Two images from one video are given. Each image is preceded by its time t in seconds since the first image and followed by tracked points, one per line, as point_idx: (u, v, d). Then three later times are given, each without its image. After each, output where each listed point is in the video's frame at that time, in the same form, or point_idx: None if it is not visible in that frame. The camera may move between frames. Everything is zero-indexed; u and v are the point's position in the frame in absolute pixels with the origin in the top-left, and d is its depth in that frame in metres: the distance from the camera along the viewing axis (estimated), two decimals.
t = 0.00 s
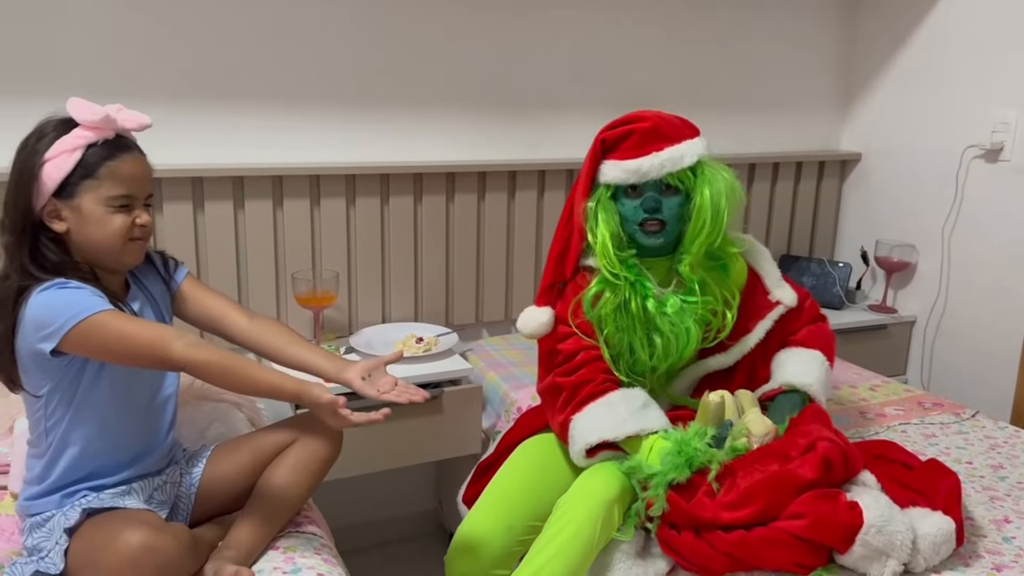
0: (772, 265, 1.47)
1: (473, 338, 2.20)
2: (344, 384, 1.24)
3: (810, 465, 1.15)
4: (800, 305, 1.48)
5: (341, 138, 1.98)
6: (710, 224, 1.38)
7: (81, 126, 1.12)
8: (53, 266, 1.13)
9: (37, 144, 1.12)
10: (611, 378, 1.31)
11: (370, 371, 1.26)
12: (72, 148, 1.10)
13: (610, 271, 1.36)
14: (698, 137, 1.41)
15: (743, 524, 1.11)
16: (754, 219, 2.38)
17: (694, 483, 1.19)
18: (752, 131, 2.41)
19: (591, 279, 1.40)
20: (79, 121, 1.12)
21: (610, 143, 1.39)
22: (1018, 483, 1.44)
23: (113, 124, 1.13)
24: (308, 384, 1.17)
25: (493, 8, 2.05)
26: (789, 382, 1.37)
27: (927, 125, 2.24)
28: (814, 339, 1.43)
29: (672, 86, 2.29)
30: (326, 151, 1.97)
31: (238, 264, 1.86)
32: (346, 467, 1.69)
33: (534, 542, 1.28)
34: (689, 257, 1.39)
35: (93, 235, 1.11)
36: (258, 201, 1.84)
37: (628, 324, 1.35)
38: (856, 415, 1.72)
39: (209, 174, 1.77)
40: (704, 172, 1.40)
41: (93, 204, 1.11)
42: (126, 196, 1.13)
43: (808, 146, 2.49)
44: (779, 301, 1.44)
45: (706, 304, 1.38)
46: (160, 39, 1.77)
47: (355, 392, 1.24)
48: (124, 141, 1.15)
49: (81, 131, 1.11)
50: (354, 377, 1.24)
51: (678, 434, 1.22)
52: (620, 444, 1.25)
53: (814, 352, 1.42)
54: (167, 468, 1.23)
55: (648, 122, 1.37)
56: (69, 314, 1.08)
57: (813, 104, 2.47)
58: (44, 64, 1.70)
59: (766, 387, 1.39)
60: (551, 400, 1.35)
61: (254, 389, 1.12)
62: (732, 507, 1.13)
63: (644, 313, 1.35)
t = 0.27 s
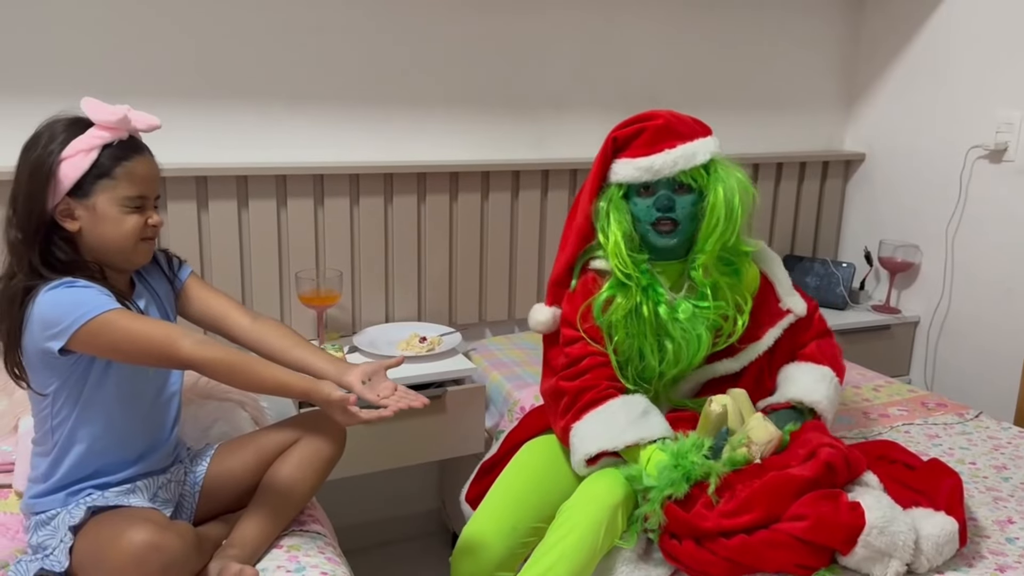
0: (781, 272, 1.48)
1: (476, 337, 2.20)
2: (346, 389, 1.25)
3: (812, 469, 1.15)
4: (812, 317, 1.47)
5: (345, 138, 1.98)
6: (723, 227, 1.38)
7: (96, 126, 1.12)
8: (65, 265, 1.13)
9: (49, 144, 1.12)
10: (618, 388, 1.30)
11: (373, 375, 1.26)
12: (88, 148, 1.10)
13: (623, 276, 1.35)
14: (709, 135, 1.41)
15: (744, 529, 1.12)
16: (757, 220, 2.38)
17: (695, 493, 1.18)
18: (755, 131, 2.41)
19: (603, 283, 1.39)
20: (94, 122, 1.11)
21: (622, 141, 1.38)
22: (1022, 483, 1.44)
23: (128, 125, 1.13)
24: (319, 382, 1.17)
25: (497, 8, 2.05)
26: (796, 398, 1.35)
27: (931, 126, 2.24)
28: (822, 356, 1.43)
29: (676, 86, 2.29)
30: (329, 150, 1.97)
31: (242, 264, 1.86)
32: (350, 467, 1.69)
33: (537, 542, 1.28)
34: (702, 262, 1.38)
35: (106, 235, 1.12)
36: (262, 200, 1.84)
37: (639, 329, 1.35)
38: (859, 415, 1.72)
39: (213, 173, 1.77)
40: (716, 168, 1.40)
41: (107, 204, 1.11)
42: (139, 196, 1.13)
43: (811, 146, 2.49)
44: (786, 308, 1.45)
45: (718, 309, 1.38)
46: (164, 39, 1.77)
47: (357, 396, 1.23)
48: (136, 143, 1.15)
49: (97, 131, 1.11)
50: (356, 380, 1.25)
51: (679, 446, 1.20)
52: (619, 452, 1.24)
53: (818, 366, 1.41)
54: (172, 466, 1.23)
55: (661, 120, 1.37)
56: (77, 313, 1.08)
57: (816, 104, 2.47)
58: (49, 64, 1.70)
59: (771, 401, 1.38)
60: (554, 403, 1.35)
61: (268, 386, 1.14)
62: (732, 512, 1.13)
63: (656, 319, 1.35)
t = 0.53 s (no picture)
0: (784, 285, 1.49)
1: (477, 336, 2.20)
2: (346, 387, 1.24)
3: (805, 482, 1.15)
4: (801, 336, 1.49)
5: (346, 137, 1.98)
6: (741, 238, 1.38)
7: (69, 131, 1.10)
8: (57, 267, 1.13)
9: (35, 148, 1.12)
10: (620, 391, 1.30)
11: (374, 374, 1.25)
12: (58, 155, 1.08)
13: (644, 286, 1.31)
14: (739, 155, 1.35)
15: (737, 539, 1.12)
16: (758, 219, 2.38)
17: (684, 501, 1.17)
18: (756, 130, 2.41)
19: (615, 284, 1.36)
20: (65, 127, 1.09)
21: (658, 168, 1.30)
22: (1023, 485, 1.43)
23: (100, 129, 1.10)
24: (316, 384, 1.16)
25: (498, 7, 2.05)
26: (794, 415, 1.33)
27: (933, 125, 2.23)
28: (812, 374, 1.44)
29: (677, 85, 2.29)
30: (330, 150, 1.97)
31: (242, 263, 1.86)
32: (350, 467, 1.69)
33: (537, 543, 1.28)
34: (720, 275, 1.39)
35: (87, 240, 1.11)
36: (262, 199, 1.84)
37: (651, 330, 1.34)
38: (861, 415, 1.71)
39: (214, 172, 1.77)
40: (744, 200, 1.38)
41: (84, 210, 1.10)
42: (112, 202, 1.10)
43: (813, 145, 2.49)
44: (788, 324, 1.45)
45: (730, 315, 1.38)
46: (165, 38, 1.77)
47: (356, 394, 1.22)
48: (114, 144, 1.12)
49: (66, 138, 1.09)
50: (357, 379, 1.23)
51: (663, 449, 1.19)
52: (611, 453, 1.23)
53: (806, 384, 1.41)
54: (173, 466, 1.23)
55: (700, 148, 1.28)
56: (82, 307, 1.09)
57: (818, 103, 2.47)
58: (50, 63, 1.70)
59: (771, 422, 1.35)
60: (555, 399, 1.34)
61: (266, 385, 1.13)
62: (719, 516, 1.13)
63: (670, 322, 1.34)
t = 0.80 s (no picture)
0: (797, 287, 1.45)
1: (476, 336, 2.19)
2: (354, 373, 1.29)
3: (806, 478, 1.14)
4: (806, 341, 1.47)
5: (345, 136, 1.97)
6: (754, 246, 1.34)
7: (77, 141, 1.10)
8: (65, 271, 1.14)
9: (41, 154, 1.11)
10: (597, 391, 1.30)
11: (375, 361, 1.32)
12: (67, 166, 1.08)
13: (652, 295, 1.28)
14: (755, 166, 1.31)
15: (734, 536, 1.12)
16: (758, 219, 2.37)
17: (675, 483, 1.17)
18: (756, 129, 2.40)
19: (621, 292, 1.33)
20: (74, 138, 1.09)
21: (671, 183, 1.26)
22: (1023, 484, 1.43)
23: (109, 141, 1.09)
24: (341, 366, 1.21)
25: (498, 6, 2.04)
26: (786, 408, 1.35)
27: (933, 125, 2.23)
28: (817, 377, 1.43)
29: (677, 84, 2.28)
30: (329, 149, 1.97)
31: (241, 262, 1.86)
32: (348, 466, 1.69)
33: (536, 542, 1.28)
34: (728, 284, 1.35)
35: (95, 246, 1.12)
36: (261, 198, 1.83)
37: (655, 339, 1.31)
38: (860, 415, 1.71)
39: (212, 171, 1.76)
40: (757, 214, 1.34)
41: (92, 218, 1.10)
42: (122, 212, 1.11)
43: (813, 144, 2.48)
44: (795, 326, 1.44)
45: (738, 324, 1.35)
46: (163, 37, 1.77)
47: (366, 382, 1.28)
48: (124, 152, 1.11)
49: (74, 149, 1.08)
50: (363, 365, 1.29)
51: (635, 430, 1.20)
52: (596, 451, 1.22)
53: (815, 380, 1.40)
54: (173, 463, 1.23)
55: (716, 163, 1.24)
56: (103, 304, 1.09)
57: (818, 102, 2.46)
58: (49, 61, 1.70)
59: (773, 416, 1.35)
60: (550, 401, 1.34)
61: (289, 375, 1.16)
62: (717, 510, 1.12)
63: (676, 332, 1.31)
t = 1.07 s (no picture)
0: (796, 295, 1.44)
1: (475, 334, 2.19)
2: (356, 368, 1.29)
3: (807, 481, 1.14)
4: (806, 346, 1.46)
5: (344, 134, 1.97)
6: (750, 254, 1.34)
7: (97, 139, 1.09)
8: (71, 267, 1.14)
9: (59, 149, 1.10)
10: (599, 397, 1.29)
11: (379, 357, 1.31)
12: (86, 165, 1.08)
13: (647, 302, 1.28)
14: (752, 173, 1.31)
15: (734, 537, 1.11)
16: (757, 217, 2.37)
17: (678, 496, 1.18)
18: (756, 127, 2.40)
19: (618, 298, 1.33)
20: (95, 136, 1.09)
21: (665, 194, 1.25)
22: (1022, 483, 1.43)
23: (130, 142, 1.09)
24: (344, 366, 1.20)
25: (498, 4, 2.04)
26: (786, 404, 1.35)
27: (933, 123, 2.22)
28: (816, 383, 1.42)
29: (677, 83, 2.28)
30: (328, 147, 1.96)
31: (240, 260, 1.86)
32: (347, 465, 1.69)
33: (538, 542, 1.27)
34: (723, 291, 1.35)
35: (104, 244, 1.12)
36: (260, 196, 1.83)
37: (650, 346, 1.31)
38: (859, 414, 1.71)
39: (211, 169, 1.76)
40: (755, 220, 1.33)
41: (105, 217, 1.10)
42: (136, 213, 1.11)
43: (813, 143, 2.48)
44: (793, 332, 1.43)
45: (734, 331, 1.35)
46: (162, 35, 1.76)
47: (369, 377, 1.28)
48: (142, 154, 1.11)
49: (95, 148, 1.08)
50: (365, 361, 1.29)
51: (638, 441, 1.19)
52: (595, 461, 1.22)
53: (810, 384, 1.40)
54: (172, 462, 1.22)
55: (711, 173, 1.24)
56: (107, 299, 1.08)
57: (817, 100, 2.46)
58: (47, 59, 1.69)
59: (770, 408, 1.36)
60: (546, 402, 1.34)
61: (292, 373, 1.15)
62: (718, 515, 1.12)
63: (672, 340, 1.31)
